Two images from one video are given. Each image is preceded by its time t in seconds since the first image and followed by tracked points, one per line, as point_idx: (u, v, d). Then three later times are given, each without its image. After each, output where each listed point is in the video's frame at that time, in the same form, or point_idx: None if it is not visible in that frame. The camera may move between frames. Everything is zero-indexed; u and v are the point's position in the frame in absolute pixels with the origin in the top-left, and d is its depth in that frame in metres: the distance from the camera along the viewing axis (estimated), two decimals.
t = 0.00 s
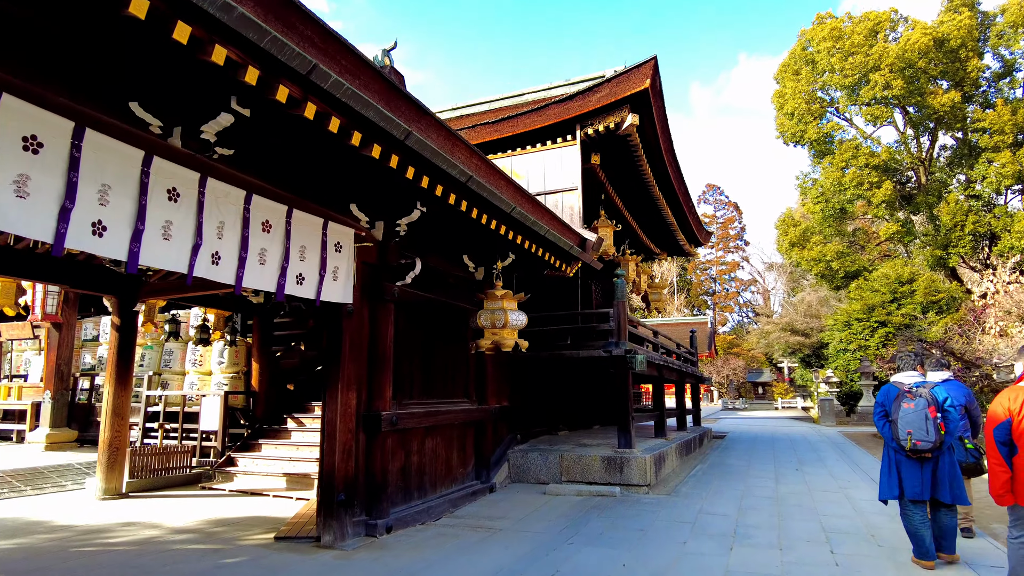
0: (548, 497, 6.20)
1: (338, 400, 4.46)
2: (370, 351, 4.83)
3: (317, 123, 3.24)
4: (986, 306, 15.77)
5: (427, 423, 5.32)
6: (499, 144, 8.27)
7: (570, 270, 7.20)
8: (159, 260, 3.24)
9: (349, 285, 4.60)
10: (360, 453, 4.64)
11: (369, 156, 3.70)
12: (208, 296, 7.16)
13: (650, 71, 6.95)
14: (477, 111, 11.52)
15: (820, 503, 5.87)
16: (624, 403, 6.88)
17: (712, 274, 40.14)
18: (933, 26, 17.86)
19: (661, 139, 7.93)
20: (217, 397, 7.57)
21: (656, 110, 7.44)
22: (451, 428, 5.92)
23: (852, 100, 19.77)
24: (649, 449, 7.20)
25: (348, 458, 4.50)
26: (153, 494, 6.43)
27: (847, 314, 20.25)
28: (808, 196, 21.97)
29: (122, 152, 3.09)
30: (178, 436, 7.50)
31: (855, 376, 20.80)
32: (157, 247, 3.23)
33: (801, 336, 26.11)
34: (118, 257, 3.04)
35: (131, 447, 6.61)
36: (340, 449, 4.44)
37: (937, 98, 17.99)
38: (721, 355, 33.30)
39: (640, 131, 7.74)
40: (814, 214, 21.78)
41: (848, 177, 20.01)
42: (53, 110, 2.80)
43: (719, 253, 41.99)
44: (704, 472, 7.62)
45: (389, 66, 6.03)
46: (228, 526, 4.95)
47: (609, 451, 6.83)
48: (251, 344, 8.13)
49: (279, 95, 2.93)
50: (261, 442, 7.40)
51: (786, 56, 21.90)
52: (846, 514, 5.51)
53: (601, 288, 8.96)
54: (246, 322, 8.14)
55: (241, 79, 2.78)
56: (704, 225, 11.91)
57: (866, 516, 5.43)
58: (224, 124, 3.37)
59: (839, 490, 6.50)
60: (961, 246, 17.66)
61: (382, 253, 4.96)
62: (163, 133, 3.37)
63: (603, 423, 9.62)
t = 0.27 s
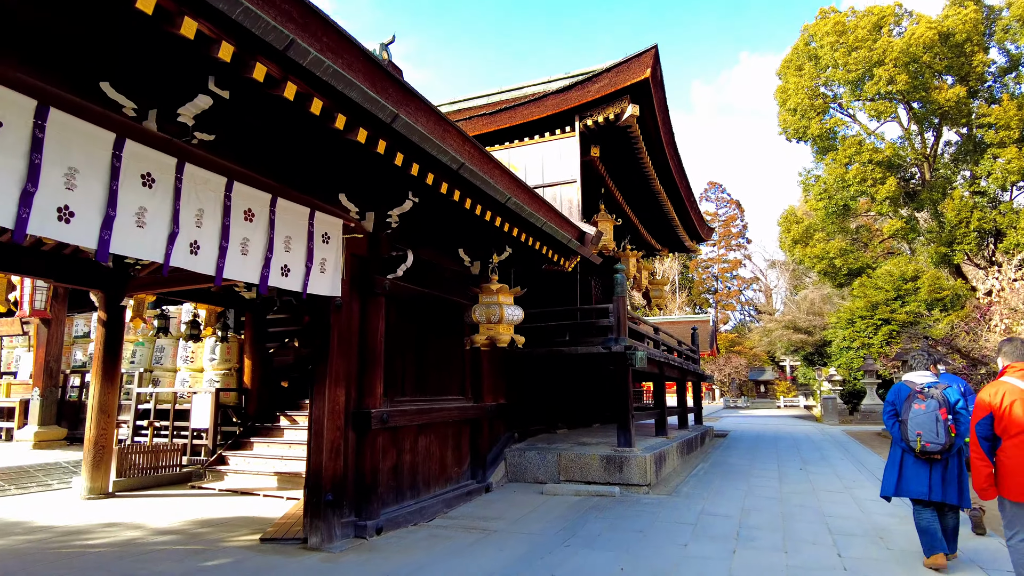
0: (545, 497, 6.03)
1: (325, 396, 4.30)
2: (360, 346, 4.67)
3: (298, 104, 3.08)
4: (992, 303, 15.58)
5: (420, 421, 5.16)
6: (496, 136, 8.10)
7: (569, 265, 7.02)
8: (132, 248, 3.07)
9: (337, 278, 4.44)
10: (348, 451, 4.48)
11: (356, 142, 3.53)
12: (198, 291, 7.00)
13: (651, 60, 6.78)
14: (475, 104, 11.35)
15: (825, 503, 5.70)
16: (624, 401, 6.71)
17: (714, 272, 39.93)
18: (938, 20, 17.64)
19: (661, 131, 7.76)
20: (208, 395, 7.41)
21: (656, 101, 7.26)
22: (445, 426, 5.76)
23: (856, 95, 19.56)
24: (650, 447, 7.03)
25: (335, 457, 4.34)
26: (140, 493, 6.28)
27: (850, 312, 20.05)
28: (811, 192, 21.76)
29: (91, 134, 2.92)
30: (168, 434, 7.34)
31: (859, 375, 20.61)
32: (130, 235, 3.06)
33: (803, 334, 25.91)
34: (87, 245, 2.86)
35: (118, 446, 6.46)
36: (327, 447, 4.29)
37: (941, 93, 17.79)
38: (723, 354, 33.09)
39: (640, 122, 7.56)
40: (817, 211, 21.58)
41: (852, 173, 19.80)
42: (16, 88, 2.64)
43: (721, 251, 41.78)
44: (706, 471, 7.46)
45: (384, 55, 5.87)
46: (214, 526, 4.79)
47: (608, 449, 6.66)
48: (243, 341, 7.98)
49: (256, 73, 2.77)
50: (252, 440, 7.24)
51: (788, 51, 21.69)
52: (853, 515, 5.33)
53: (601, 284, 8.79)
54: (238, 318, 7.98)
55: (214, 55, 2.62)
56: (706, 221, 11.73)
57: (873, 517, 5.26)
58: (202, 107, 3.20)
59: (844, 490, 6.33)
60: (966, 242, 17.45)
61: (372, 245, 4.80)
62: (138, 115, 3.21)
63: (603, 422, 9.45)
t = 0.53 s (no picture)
0: (543, 500, 5.84)
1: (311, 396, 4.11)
2: (348, 343, 4.48)
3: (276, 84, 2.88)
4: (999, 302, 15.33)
5: (412, 421, 4.97)
6: (494, 128, 7.91)
7: (568, 260, 6.83)
8: (100, 237, 2.85)
9: (324, 272, 4.25)
10: (335, 453, 4.29)
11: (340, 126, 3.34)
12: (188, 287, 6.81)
13: (653, 50, 6.59)
14: (474, 98, 11.14)
15: (832, 507, 5.50)
16: (625, 400, 6.52)
17: (716, 271, 39.68)
18: (944, 14, 17.39)
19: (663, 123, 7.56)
20: (198, 393, 7.22)
21: (658, 92, 7.07)
22: (440, 427, 5.57)
23: (860, 92, 19.33)
24: (651, 448, 6.83)
25: (322, 459, 4.16)
26: (126, 495, 6.09)
27: (854, 311, 19.82)
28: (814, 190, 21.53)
29: (53, 114, 2.70)
30: (157, 434, 7.15)
31: (863, 374, 20.37)
32: (97, 222, 2.85)
33: (807, 333, 25.68)
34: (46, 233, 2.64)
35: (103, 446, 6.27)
36: (313, 449, 4.10)
37: (947, 89, 17.55)
38: (725, 353, 32.86)
39: (642, 114, 7.37)
40: (820, 208, 21.35)
41: (856, 170, 19.56)
42: None
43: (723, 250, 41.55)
44: (708, 473, 7.26)
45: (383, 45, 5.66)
46: (197, 531, 4.60)
47: (608, 451, 6.45)
48: (235, 338, 7.79)
49: (228, 49, 2.58)
50: (243, 439, 7.06)
51: (792, 47, 21.45)
52: (862, 519, 5.14)
53: (601, 281, 8.60)
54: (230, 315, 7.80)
55: (180, 28, 2.43)
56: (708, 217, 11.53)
57: (883, 522, 5.06)
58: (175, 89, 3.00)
59: (852, 493, 6.13)
60: (972, 240, 17.20)
61: (362, 238, 4.61)
62: (106, 97, 2.99)
63: (603, 422, 9.25)
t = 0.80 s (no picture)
0: (539, 501, 5.65)
1: (292, 394, 3.93)
2: (333, 339, 4.30)
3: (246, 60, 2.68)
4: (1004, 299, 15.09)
5: (402, 420, 4.79)
6: (489, 119, 7.71)
7: (566, 255, 6.62)
8: (61, 224, 2.65)
9: (307, 263, 4.06)
10: (319, 453, 4.11)
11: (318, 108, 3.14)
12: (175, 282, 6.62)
13: (652, 37, 6.38)
14: (471, 90, 10.93)
15: (838, 508, 5.30)
16: (623, 398, 6.32)
17: (717, 268, 39.44)
18: (949, 7, 17.14)
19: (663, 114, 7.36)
20: (186, 391, 7.03)
21: (658, 81, 6.86)
22: (431, 426, 5.38)
23: (864, 86, 19.09)
24: (650, 447, 6.64)
25: (304, 459, 3.97)
26: (108, 496, 5.91)
27: (857, 308, 19.60)
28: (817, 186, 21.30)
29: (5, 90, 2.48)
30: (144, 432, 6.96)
31: (866, 372, 20.15)
32: (56, 208, 2.63)
33: (810, 330, 25.44)
34: None
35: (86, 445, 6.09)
36: (295, 448, 3.91)
37: (952, 83, 17.31)
38: (726, 351, 32.62)
39: (641, 104, 7.16)
40: (823, 204, 21.11)
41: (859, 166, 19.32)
42: None
43: (725, 247, 41.31)
44: (710, 472, 7.06)
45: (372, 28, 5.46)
46: (176, 533, 4.41)
47: (607, 450, 6.26)
48: (225, 334, 7.60)
49: (192, 20, 2.38)
50: (232, 438, 6.87)
51: (795, 42, 21.21)
52: (869, 522, 4.94)
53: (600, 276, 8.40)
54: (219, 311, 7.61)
55: None
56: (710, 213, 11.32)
57: (892, 524, 4.86)
58: (141, 66, 2.80)
59: (858, 494, 5.94)
60: (977, 236, 16.94)
61: (347, 229, 4.43)
62: (67, 74, 2.78)
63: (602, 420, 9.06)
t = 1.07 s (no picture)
0: (533, 501, 5.46)
1: (271, 390, 3.74)
2: (315, 332, 4.12)
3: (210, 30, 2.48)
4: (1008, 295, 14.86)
5: (389, 418, 4.60)
6: (484, 108, 7.53)
7: (562, 248, 6.39)
8: (14, 207, 2.43)
9: (286, 253, 3.87)
10: (300, 452, 3.93)
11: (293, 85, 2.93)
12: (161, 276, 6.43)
13: (650, 22, 6.19)
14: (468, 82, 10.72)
15: (843, 509, 5.11)
16: (620, 395, 6.13)
17: (718, 265, 39.23)
18: None
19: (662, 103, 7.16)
20: (172, 388, 6.83)
21: (656, 68, 6.67)
22: (421, 424, 5.20)
23: (866, 80, 18.86)
24: (649, 446, 6.46)
25: (284, 459, 3.78)
26: (89, 496, 5.72)
27: (859, 304, 19.40)
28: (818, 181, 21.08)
29: None
30: (128, 431, 6.77)
31: (868, 369, 19.94)
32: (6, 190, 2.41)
33: (811, 327, 25.24)
34: None
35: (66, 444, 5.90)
36: (274, 448, 3.72)
37: (956, 77, 17.08)
38: (727, 348, 32.42)
39: (640, 93, 6.98)
40: (824, 200, 20.90)
41: (861, 161, 19.08)
42: None
43: (725, 244, 41.10)
44: (710, 472, 6.87)
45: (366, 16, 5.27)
46: (152, 536, 4.21)
47: (604, 448, 6.07)
48: (212, 330, 7.41)
49: None
50: (219, 437, 6.68)
51: (796, 35, 20.98)
52: (876, 523, 4.74)
53: (598, 270, 8.22)
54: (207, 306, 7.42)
55: None
56: (710, 207, 11.12)
57: (899, 526, 4.67)
58: (102, 39, 2.58)
59: (863, 494, 5.75)
60: (980, 232, 16.69)
61: (330, 218, 4.24)
62: (19, 45, 2.54)
63: (600, 418, 8.87)
